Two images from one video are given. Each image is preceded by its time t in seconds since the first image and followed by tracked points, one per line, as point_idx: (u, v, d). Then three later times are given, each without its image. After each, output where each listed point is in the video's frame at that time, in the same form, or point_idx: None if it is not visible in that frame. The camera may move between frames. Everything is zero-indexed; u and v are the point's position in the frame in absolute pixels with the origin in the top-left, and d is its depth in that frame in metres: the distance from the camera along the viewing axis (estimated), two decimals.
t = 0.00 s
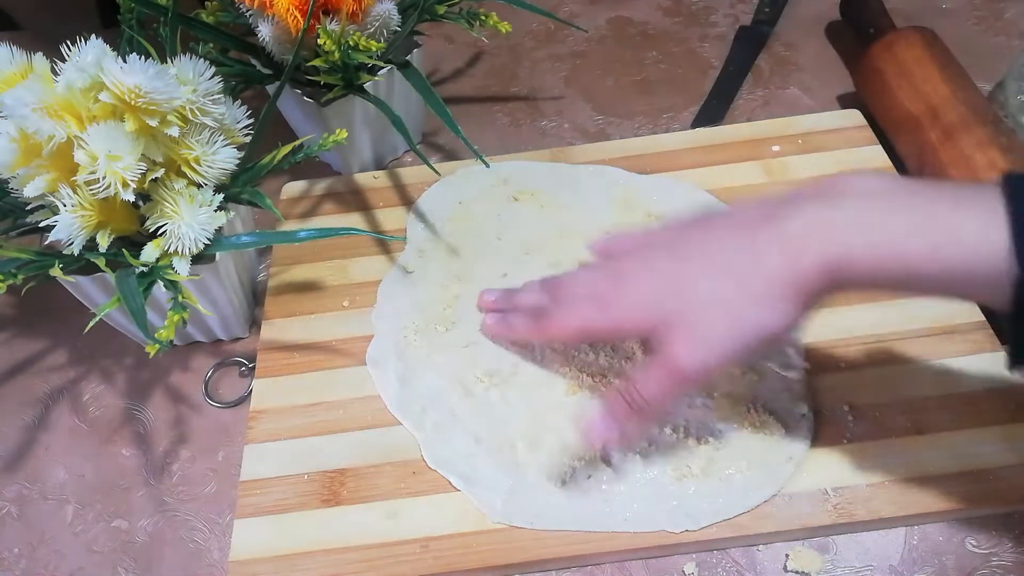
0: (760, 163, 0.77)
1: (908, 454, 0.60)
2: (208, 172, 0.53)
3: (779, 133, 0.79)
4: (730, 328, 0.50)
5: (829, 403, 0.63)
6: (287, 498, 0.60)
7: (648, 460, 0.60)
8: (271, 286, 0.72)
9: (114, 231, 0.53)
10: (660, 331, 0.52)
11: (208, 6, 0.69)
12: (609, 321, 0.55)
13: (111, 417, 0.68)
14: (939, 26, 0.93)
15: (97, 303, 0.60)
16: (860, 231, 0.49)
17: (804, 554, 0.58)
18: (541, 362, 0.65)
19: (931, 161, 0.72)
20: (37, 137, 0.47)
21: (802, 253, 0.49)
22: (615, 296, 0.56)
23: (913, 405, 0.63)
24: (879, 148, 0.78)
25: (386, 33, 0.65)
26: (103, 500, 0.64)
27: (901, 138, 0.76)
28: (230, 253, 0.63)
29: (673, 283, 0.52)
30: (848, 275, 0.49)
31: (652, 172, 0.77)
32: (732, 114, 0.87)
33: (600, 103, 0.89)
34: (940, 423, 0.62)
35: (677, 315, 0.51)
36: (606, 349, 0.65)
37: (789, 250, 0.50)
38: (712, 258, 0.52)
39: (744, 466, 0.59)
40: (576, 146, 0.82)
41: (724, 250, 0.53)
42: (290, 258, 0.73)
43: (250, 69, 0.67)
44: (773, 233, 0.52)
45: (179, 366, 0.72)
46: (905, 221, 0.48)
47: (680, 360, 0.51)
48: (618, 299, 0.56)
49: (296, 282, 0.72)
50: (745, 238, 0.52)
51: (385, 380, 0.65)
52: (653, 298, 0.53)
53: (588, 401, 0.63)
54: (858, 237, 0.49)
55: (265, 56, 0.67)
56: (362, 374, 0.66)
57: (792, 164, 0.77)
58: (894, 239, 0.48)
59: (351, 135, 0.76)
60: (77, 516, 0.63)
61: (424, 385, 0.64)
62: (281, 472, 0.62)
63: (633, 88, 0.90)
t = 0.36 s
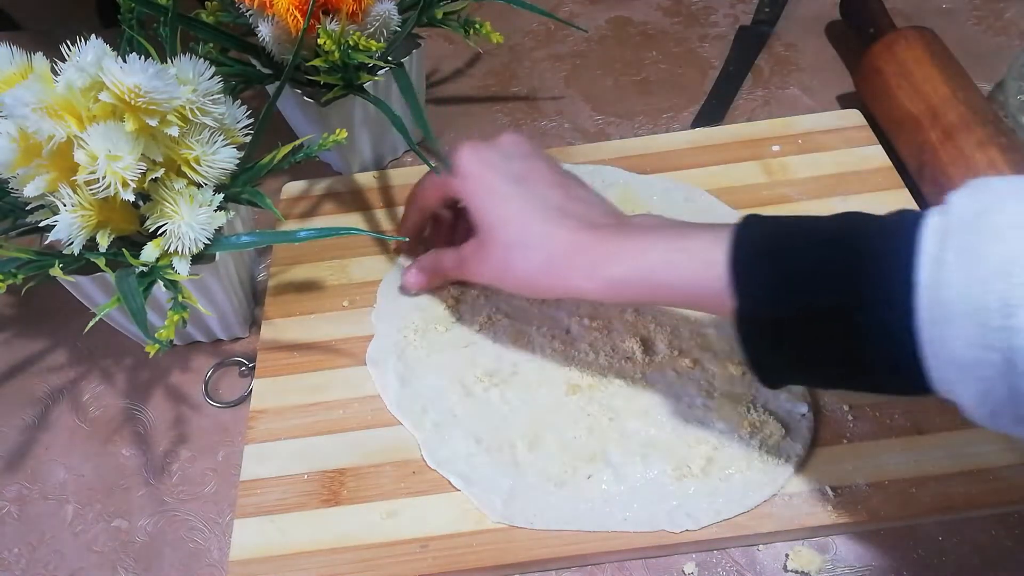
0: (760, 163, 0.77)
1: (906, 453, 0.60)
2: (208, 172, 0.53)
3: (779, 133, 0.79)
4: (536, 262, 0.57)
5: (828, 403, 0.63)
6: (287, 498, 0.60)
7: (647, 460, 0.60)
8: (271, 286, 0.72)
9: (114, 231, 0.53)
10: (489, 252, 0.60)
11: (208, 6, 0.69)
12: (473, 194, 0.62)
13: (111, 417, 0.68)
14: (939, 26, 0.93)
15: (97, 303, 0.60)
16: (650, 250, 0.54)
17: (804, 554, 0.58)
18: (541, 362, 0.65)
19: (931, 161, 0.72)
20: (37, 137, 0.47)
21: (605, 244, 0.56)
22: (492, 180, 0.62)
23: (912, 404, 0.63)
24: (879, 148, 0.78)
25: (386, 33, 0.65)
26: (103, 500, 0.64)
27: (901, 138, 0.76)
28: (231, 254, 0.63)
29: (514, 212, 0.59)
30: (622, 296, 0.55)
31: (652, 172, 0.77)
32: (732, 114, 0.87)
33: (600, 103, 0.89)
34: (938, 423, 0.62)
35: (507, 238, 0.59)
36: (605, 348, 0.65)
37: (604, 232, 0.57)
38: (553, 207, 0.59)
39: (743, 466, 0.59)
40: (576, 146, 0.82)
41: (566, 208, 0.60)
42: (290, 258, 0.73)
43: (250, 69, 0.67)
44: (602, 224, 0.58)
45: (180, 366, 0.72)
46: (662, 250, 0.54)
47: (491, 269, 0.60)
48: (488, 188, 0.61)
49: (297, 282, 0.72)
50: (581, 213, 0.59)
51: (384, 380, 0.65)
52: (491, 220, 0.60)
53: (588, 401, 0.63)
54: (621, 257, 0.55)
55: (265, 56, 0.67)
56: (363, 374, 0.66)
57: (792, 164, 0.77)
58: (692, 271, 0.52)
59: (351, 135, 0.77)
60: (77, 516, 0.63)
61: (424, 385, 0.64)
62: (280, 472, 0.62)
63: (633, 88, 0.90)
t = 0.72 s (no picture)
0: (760, 163, 0.77)
1: (907, 453, 0.60)
2: (208, 172, 0.53)
3: (779, 133, 0.79)
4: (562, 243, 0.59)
5: (828, 403, 0.63)
6: (287, 498, 0.60)
7: (647, 460, 0.60)
8: (271, 286, 0.72)
9: (113, 231, 0.53)
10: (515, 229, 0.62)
11: (208, 6, 0.69)
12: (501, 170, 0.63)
13: (111, 417, 0.68)
14: (939, 26, 0.93)
15: (97, 303, 0.60)
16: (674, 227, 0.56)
17: (804, 554, 0.58)
18: (541, 362, 0.65)
19: (931, 161, 0.72)
20: (37, 137, 0.47)
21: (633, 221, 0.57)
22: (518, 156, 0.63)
23: (912, 404, 0.63)
24: (879, 148, 0.78)
25: (386, 33, 0.65)
26: (103, 500, 0.64)
27: (901, 138, 0.76)
28: (230, 253, 0.63)
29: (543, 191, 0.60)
30: (653, 270, 0.57)
31: (653, 172, 0.77)
32: (732, 114, 0.87)
33: (600, 103, 0.89)
34: (939, 423, 0.62)
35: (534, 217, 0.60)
36: (605, 348, 0.65)
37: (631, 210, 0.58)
38: (578, 188, 0.60)
39: (743, 466, 0.59)
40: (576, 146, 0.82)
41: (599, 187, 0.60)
42: (290, 258, 0.73)
43: (250, 69, 0.67)
44: (630, 202, 0.59)
45: (179, 366, 0.72)
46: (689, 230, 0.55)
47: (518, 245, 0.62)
48: (514, 166, 0.62)
49: (296, 282, 0.72)
50: (607, 190, 0.60)
51: (385, 380, 0.65)
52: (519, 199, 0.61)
53: (588, 400, 0.63)
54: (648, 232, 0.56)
55: (265, 56, 0.67)
56: (362, 374, 0.66)
57: (792, 164, 0.77)
58: (719, 243, 0.54)
59: (351, 135, 0.77)
60: (77, 516, 0.63)
61: (424, 385, 0.65)
62: (280, 472, 0.62)
63: (633, 88, 0.90)
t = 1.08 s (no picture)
0: (760, 163, 0.77)
1: (906, 454, 0.60)
2: (208, 172, 0.53)
3: (779, 133, 0.79)
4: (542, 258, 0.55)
5: (829, 403, 0.63)
6: (288, 498, 0.60)
7: (647, 460, 0.60)
8: (271, 286, 0.72)
9: (113, 231, 0.53)
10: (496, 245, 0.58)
11: (208, 6, 0.69)
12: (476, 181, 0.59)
13: (111, 417, 0.68)
14: (939, 26, 0.93)
15: (97, 303, 0.60)
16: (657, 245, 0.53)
17: (804, 554, 0.58)
18: (541, 362, 0.65)
19: (931, 161, 0.72)
20: (37, 137, 0.47)
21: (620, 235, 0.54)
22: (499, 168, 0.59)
23: (912, 404, 0.63)
24: (879, 148, 0.78)
25: (386, 33, 0.65)
26: (103, 500, 0.64)
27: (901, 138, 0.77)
28: (230, 254, 0.63)
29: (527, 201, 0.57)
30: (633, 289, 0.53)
31: (653, 172, 0.77)
32: (732, 114, 0.87)
33: (600, 103, 0.89)
34: (939, 423, 0.62)
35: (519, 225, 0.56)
36: (605, 348, 0.65)
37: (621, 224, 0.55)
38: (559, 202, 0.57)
39: (743, 466, 0.59)
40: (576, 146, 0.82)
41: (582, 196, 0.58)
42: (290, 258, 0.73)
43: (250, 69, 0.67)
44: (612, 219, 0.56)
45: (180, 366, 0.72)
46: (673, 246, 0.52)
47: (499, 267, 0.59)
48: (489, 178, 0.59)
49: (296, 282, 0.72)
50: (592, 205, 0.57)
51: (384, 380, 0.65)
52: (500, 215, 0.58)
53: (587, 400, 0.63)
54: (633, 250, 0.53)
55: (265, 56, 0.67)
56: (363, 375, 0.66)
57: (792, 164, 0.77)
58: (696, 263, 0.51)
59: (351, 135, 0.77)
60: (77, 516, 0.63)
61: (424, 385, 0.65)
62: (281, 472, 0.62)
63: (633, 88, 0.90)
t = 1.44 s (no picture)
0: (760, 163, 0.77)
1: (906, 454, 0.60)
2: (208, 172, 0.53)
3: (779, 133, 0.79)
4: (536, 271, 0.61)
5: (829, 403, 0.63)
6: (287, 498, 0.60)
7: (647, 460, 0.60)
8: (271, 286, 0.72)
9: (113, 231, 0.53)
10: (495, 256, 0.63)
11: (208, 6, 0.69)
12: (467, 193, 0.64)
13: (111, 417, 0.68)
14: (939, 26, 0.93)
15: (97, 303, 0.60)
16: (641, 259, 0.58)
17: (804, 554, 0.58)
18: (541, 362, 0.65)
19: (931, 161, 0.72)
20: (37, 137, 0.47)
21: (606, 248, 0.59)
22: (485, 180, 0.64)
23: (912, 404, 0.63)
24: (879, 148, 0.78)
25: (385, 33, 0.65)
26: (103, 500, 0.64)
27: (901, 138, 0.77)
28: (230, 254, 0.63)
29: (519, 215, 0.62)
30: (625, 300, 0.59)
31: (653, 172, 0.77)
32: (732, 115, 0.87)
33: (600, 103, 0.89)
34: (939, 423, 0.62)
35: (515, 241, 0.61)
36: (605, 348, 0.65)
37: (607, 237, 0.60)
38: (548, 214, 0.62)
39: (743, 466, 0.59)
40: (576, 146, 0.82)
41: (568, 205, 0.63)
42: (290, 258, 0.73)
43: (250, 70, 0.67)
44: (598, 229, 0.61)
45: (180, 366, 0.72)
46: (655, 259, 0.57)
47: (498, 273, 0.64)
48: (479, 190, 0.63)
49: (296, 282, 0.72)
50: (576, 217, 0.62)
51: (385, 380, 0.65)
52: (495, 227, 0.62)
53: (587, 400, 0.63)
54: (619, 261, 0.58)
55: (265, 56, 0.67)
56: (363, 374, 0.66)
57: (792, 164, 0.77)
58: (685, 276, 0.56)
59: (351, 135, 0.77)
60: (77, 516, 0.63)
61: (424, 385, 0.65)
62: (281, 471, 0.62)
63: (633, 88, 0.90)
